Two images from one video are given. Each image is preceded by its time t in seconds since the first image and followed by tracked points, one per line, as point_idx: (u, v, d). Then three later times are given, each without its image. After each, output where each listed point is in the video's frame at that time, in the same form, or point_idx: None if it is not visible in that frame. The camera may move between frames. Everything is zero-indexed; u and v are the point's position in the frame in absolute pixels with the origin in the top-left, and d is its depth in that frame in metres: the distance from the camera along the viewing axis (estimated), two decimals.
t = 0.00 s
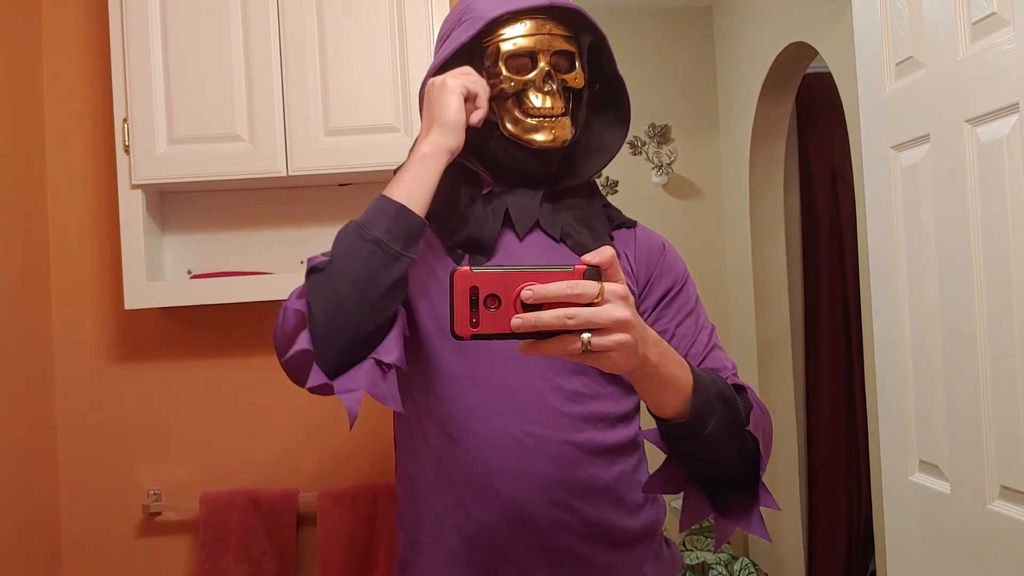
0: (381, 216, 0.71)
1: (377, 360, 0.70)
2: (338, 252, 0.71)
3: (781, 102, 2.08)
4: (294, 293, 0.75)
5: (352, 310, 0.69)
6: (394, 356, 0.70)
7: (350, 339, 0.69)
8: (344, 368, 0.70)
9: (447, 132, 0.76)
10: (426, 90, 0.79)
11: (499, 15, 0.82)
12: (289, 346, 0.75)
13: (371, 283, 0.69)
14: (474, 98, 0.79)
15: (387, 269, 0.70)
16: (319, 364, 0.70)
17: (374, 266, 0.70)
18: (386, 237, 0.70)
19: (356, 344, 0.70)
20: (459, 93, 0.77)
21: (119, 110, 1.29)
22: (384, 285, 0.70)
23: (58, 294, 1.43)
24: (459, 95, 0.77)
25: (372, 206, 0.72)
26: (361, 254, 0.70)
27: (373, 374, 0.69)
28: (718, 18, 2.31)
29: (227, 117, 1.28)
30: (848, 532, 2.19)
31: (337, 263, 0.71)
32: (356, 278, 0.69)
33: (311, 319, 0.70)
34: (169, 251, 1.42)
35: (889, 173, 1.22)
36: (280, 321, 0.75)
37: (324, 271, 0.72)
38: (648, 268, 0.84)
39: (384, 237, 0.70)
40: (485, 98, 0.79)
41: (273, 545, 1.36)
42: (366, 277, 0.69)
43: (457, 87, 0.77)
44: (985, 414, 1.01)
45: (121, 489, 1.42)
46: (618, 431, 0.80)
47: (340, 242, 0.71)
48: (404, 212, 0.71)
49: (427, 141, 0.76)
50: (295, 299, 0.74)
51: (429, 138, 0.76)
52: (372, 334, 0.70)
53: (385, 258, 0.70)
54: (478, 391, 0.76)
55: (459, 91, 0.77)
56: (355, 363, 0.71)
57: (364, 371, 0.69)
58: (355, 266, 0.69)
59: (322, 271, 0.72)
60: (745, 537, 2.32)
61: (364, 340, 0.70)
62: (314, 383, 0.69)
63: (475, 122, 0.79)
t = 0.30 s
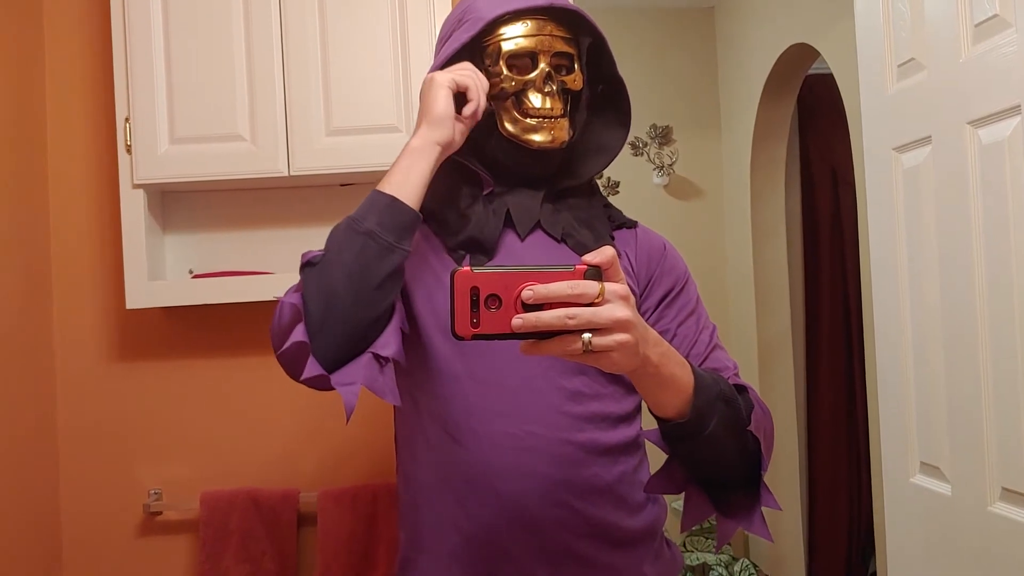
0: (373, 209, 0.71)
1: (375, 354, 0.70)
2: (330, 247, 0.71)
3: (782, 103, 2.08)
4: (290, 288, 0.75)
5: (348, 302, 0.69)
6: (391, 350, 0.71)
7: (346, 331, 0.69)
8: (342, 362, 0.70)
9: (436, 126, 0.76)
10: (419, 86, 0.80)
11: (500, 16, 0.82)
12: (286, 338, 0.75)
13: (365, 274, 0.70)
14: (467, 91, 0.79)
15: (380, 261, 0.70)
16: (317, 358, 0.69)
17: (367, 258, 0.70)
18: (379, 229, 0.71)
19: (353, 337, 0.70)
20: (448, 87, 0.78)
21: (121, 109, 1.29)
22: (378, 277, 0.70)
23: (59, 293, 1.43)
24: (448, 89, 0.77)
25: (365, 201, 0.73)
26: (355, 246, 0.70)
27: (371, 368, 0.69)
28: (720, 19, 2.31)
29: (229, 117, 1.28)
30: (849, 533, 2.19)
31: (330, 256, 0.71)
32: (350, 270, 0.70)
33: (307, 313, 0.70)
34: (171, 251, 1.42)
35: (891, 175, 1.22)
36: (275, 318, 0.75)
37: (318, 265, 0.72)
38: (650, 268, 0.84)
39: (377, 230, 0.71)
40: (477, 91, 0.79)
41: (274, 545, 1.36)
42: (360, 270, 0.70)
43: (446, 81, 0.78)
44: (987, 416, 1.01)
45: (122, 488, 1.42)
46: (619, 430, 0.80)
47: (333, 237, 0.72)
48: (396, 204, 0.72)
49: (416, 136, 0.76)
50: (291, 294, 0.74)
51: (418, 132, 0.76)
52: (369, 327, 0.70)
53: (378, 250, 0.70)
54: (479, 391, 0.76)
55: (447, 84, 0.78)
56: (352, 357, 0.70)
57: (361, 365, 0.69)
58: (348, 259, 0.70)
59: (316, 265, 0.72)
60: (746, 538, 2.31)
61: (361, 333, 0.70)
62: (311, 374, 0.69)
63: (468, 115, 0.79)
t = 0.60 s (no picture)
0: (375, 203, 0.72)
1: (376, 346, 0.69)
2: (333, 241, 0.72)
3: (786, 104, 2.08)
4: (293, 283, 0.75)
5: (350, 294, 0.69)
6: (393, 342, 0.70)
7: (348, 323, 0.69)
8: (344, 354, 0.70)
9: (432, 124, 0.76)
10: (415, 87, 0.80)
11: (501, 14, 0.83)
12: (288, 331, 0.75)
13: (367, 267, 0.70)
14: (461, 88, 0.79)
15: (382, 254, 0.70)
16: (318, 350, 0.69)
17: (369, 251, 0.70)
18: (380, 223, 0.71)
19: (355, 330, 0.69)
20: (441, 85, 0.78)
21: (127, 108, 1.29)
22: (380, 270, 0.70)
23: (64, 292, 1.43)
24: (442, 88, 0.77)
25: (367, 197, 0.73)
26: (357, 240, 0.70)
27: (374, 359, 0.68)
28: (724, 19, 2.31)
29: (235, 116, 1.28)
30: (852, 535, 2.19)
31: (332, 250, 0.71)
32: (351, 263, 0.70)
33: (309, 306, 0.70)
34: (176, 250, 1.42)
35: (896, 176, 1.22)
36: (278, 312, 0.75)
37: (320, 260, 0.72)
38: (654, 267, 0.84)
39: (378, 224, 0.71)
40: (471, 86, 0.78)
41: (278, 544, 1.36)
42: (362, 262, 0.70)
43: (438, 80, 0.78)
44: (992, 418, 1.01)
45: (126, 487, 1.42)
46: (623, 430, 0.80)
47: (336, 232, 0.72)
48: (397, 199, 0.72)
49: (414, 136, 0.77)
50: (294, 288, 0.74)
51: (416, 133, 0.77)
52: (371, 321, 0.70)
53: (380, 243, 0.70)
54: (484, 391, 0.76)
55: (441, 83, 0.78)
56: (354, 349, 0.70)
57: (364, 357, 0.68)
58: (349, 252, 0.70)
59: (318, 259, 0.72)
60: (749, 539, 2.31)
61: (363, 325, 0.69)
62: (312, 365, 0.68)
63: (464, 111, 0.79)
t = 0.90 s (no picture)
0: (382, 202, 0.72)
1: (381, 343, 0.70)
2: (339, 239, 0.71)
3: (792, 104, 2.07)
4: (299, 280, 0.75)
5: (356, 292, 0.69)
6: (398, 340, 0.70)
7: (353, 321, 0.69)
8: (349, 352, 0.69)
9: (435, 125, 0.76)
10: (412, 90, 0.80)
11: (505, 12, 0.82)
12: (293, 328, 0.75)
13: (373, 266, 0.70)
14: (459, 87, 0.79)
15: (388, 253, 0.70)
16: (324, 347, 0.69)
17: (375, 250, 0.70)
18: (387, 221, 0.71)
19: (360, 327, 0.69)
20: (439, 86, 0.78)
21: (134, 105, 1.30)
22: (386, 269, 0.70)
23: (71, 289, 1.44)
24: (440, 89, 0.77)
25: (374, 196, 0.73)
26: (363, 238, 0.70)
27: (379, 357, 0.68)
28: (730, 19, 2.31)
29: (242, 113, 1.28)
30: (856, 536, 2.19)
31: (339, 248, 0.71)
32: (358, 261, 0.70)
33: (315, 303, 0.70)
34: (182, 247, 1.42)
35: (903, 175, 1.21)
36: (284, 309, 0.75)
37: (327, 258, 0.72)
38: (659, 266, 0.84)
39: (385, 222, 0.71)
40: (470, 85, 0.78)
41: (283, 541, 1.36)
42: (368, 260, 0.70)
43: (434, 80, 0.78)
44: (998, 419, 1.01)
45: (131, 484, 1.43)
46: (629, 430, 0.80)
47: (342, 230, 0.72)
48: (403, 198, 0.72)
49: (418, 138, 0.77)
50: (300, 284, 0.74)
51: (420, 136, 0.77)
52: (376, 319, 0.70)
53: (386, 242, 0.70)
54: (490, 389, 0.76)
55: (438, 84, 0.77)
56: (360, 347, 0.70)
57: (369, 354, 0.68)
58: (356, 250, 0.70)
59: (325, 257, 0.72)
60: (753, 539, 2.31)
61: (368, 323, 0.69)
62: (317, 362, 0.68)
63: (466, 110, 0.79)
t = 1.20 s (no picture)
0: (383, 195, 0.72)
1: (385, 333, 0.69)
2: (341, 231, 0.72)
3: (796, 103, 2.07)
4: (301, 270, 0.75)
5: (358, 282, 0.69)
6: (402, 330, 0.70)
7: (356, 311, 0.69)
8: (351, 343, 0.69)
9: (433, 122, 0.76)
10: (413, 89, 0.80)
11: (506, 12, 0.82)
12: (294, 317, 0.75)
13: (375, 256, 0.70)
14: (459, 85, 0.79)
15: (390, 244, 0.70)
16: (326, 337, 0.69)
17: (377, 240, 0.70)
18: (388, 213, 0.71)
19: (363, 317, 0.69)
20: (439, 84, 0.78)
21: (138, 103, 1.30)
22: (388, 260, 0.70)
23: (76, 286, 1.44)
24: (439, 86, 0.77)
25: (375, 190, 0.74)
26: (364, 230, 0.70)
27: (382, 347, 0.68)
28: (735, 18, 2.30)
29: (246, 112, 1.28)
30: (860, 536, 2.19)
31: (340, 240, 0.71)
32: (360, 251, 0.70)
33: (317, 294, 0.70)
34: (186, 245, 1.42)
35: (908, 175, 1.21)
36: (285, 302, 0.75)
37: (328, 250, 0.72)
38: (664, 265, 0.84)
39: (386, 214, 0.71)
40: (470, 82, 0.78)
41: (286, 539, 1.36)
42: (369, 251, 0.70)
43: (434, 78, 0.78)
44: (1004, 420, 1.00)
45: (136, 481, 1.43)
46: (633, 429, 0.79)
47: (343, 224, 0.72)
48: (404, 189, 0.72)
49: (417, 136, 0.77)
50: (302, 275, 0.74)
51: (420, 133, 0.77)
52: (379, 310, 0.69)
53: (388, 233, 0.71)
54: (493, 389, 0.76)
55: (437, 82, 0.78)
56: (362, 337, 0.69)
57: (373, 344, 0.68)
58: (358, 241, 0.70)
59: (326, 250, 0.72)
60: (756, 539, 2.30)
61: (371, 314, 0.69)
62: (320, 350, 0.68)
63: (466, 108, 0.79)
